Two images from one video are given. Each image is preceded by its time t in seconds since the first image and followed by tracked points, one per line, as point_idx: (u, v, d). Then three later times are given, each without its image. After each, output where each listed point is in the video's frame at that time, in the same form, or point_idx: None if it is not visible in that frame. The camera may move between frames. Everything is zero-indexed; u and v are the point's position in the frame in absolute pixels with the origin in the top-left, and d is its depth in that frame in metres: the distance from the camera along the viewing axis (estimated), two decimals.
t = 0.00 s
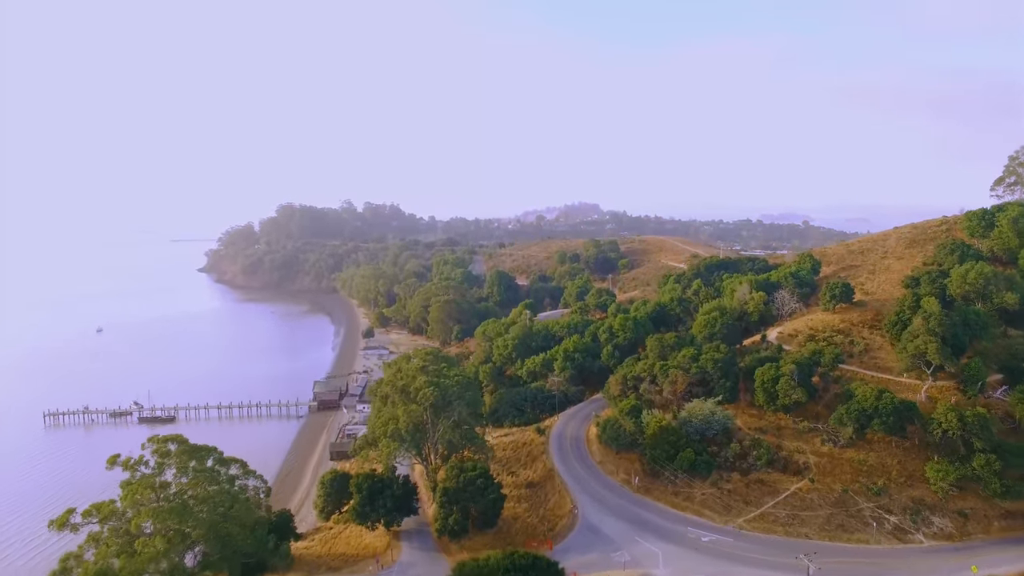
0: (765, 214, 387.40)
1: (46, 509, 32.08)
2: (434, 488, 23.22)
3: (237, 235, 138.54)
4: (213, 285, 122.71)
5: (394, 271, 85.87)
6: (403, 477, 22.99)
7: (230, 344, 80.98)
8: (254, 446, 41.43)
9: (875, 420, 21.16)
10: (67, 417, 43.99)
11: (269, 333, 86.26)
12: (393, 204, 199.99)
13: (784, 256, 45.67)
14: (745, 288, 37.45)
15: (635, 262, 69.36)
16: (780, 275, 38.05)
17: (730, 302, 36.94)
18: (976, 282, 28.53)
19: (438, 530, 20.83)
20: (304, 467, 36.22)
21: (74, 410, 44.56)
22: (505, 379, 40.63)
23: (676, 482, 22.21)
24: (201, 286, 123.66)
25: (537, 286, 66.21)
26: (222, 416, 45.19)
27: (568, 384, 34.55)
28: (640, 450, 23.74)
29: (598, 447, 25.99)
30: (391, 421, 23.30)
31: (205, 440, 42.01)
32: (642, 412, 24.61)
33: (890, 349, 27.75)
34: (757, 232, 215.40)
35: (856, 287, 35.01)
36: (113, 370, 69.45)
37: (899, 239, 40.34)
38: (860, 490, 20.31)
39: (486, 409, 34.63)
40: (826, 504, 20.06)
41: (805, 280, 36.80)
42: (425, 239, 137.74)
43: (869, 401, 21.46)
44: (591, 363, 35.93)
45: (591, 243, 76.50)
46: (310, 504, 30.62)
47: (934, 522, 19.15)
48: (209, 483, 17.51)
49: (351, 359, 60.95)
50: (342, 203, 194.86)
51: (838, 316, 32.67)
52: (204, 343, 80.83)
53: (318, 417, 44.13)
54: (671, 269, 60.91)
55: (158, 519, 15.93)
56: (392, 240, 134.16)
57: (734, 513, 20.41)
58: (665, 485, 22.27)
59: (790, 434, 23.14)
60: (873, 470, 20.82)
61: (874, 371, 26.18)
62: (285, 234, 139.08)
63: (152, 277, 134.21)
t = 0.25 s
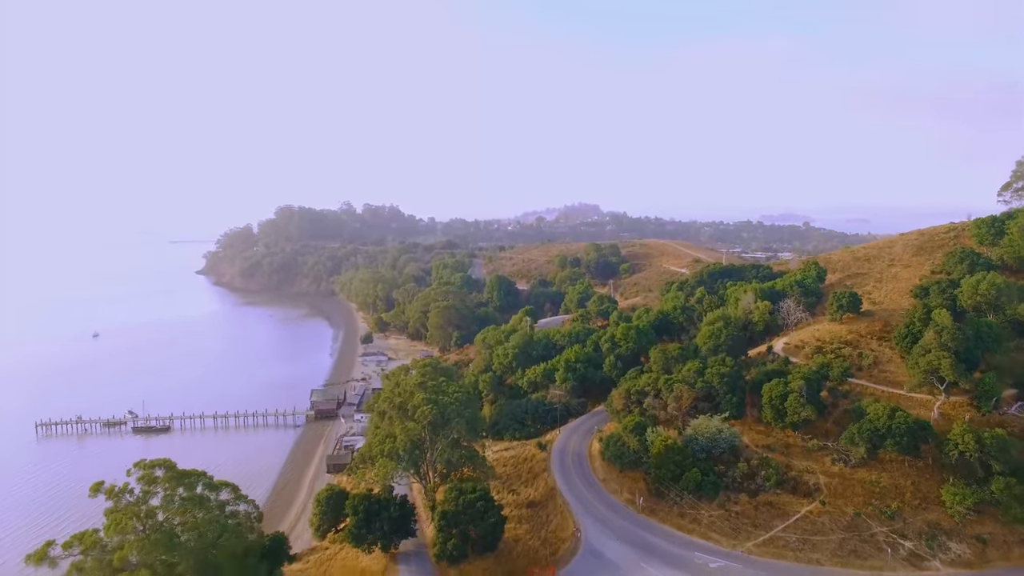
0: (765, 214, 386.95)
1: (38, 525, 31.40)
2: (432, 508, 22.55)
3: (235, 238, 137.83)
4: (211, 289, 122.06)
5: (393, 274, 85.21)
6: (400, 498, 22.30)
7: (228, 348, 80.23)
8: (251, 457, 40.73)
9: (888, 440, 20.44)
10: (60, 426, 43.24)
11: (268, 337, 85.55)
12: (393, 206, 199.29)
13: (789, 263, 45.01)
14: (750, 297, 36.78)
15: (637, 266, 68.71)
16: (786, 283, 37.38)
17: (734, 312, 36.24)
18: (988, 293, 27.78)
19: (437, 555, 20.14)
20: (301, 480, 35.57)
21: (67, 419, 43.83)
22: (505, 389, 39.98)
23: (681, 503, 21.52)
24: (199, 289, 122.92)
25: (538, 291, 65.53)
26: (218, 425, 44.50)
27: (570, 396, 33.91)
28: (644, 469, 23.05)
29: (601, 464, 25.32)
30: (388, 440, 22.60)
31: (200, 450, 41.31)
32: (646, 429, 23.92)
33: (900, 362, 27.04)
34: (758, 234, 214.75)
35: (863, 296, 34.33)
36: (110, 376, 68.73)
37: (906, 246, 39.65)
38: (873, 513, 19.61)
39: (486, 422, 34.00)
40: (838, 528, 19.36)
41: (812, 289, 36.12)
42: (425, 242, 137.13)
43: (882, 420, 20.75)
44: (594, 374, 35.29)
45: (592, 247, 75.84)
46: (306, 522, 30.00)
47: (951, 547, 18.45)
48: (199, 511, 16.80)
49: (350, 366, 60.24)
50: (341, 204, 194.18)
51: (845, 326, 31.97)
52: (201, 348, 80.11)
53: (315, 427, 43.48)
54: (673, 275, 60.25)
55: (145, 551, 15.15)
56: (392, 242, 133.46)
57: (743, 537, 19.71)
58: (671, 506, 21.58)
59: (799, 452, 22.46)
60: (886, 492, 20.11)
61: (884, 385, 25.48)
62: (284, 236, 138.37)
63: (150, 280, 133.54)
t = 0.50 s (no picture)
0: (766, 215, 386.16)
1: (27, 542, 30.68)
2: (430, 529, 21.87)
3: (234, 240, 137.16)
4: (210, 291, 121.35)
5: (392, 278, 84.51)
6: (397, 519, 21.64)
7: (226, 353, 79.52)
8: (246, 467, 40.05)
9: (902, 461, 19.74)
10: (53, 436, 42.52)
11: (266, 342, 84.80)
12: (392, 206, 198.52)
13: (794, 270, 44.34)
14: (755, 306, 36.07)
15: (638, 270, 68.03)
16: (791, 292, 36.68)
17: (739, 320, 35.67)
18: (1000, 303, 27.06)
19: None
20: (297, 493, 34.89)
21: (60, 429, 43.11)
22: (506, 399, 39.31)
23: (687, 525, 20.86)
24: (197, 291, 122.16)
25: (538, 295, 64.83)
26: (213, 435, 43.83)
27: (571, 407, 33.26)
28: (648, 488, 22.36)
29: (604, 481, 24.65)
30: (386, 460, 21.90)
31: (195, 460, 40.62)
32: (650, 447, 23.25)
33: (910, 375, 26.36)
34: (759, 235, 213.99)
35: (870, 305, 33.65)
36: (106, 381, 68.04)
37: (913, 253, 38.93)
38: (888, 537, 18.90)
39: (486, 434, 33.35)
40: (851, 553, 18.65)
41: (817, 297, 35.44)
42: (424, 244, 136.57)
43: (895, 439, 20.06)
44: (595, 385, 34.64)
45: (593, 250, 75.15)
46: (302, 538, 29.36)
47: (969, 574, 17.73)
48: (184, 542, 15.98)
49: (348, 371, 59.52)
50: (341, 205, 193.43)
51: (853, 336, 31.24)
52: (198, 353, 79.41)
53: (312, 436, 42.83)
54: (675, 280, 59.58)
55: None
56: (391, 244, 132.78)
57: (752, 561, 19.02)
58: (676, 528, 20.91)
59: (808, 471, 21.77)
60: (901, 514, 19.40)
61: (894, 400, 24.80)
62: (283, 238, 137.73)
63: (148, 281, 132.79)
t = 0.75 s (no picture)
0: (766, 215, 385.47)
1: (15, 558, 29.90)
2: (428, 552, 21.21)
3: (233, 242, 136.47)
4: (207, 294, 120.54)
5: (391, 282, 83.78)
6: (395, 542, 21.00)
7: (223, 357, 78.83)
8: (242, 478, 39.25)
9: (916, 484, 19.07)
10: (45, 446, 41.78)
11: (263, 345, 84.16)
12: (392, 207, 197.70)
13: (798, 277, 43.63)
14: (760, 315, 35.42)
15: (639, 275, 67.39)
16: (796, 300, 36.04)
17: (743, 330, 35.13)
18: (1013, 315, 26.35)
19: None
20: (293, 506, 34.24)
21: (53, 439, 42.37)
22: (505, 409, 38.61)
23: (694, 548, 20.19)
24: (195, 294, 121.46)
25: (538, 301, 64.08)
26: (209, 445, 43.12)
27: (573, 419, 32.65)
28: (654, 507, 21.72)
29: (607, 499, 23.95)
30: (383, 481, 21.20)
31: (190, 471, 39.89)
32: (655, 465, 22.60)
33: (921, 390, 25.65)
34: (759, 236, 213.28)
35: (878, 315, 32.96)
36: (101, 386, 67.27)
37: (920, 260, 38.24)
38: (902, 564, 18.21)
39: (486, 447, 32.65)
40: None
41: (823, 306, 34.79)
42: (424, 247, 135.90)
43: (909, 461, 19.45)
44: (597, 396, 34.03)
45: (593, 254, 74.49)
46: (298, 557, 28.75)
47: None
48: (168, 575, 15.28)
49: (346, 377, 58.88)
50: (340, 206, 192.58)
51: (860, 347, 30.53)
52: (195, 357, 78.65)
53: (309, 446, 42.15)
54: (677, 285, 58.85)
55: None
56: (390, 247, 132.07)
57: None
58: (682, 551, 20.24)
59: (818, 492, 21.09)
60: (915, 539, 18.72)
61: (905, 416, 24.10)
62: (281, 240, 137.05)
63: (145, 283, 131.88)
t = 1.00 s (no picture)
0: (767, 216, 384.88)
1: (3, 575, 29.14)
2: None
3: (231, 244, 135.68)
4: (205, 296, 119.75)
5: (390, 285, 83.06)
6: (392, 566, 20.32)
7: (220, 362, 78.11)
8: (237, 490, 38.46)
9: (933, 509, 18.40)
10: (37, 457, 41.04)
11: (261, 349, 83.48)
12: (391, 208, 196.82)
13: (802, 284, 42.97)
14: (765, 325, 34.77)
15: (640, 279, 66.71)
16: (802, 309, 35.40)
17: (748, 341, 34.59)
18: None
19: None
20: (289, 520, 33.58)
21: (45, 450, 41.64)
22: (506, 421, 37.73)
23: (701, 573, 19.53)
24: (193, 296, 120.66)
25: (539, 306, 63.36)
26: (204, 455, 42.37)
27: (574, 432, 32.08)
28: (659, 529, 21.06)
29: (610, 519, 23.27)
30: (379, 503, 20.47)
31: (184, 482, 39.14)
32: (661, 485, 21.93)
33: (932, 405, 24.96)
34: (760, 238, 212.66)
35: (886, 326, 32.27)
36: (98, 390, 66.47)
37: (928, 269, 37.52)
38: None
39: (486, 461, 31.96)
40: None
41: (830, 316, 34.14)
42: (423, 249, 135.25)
43: (925, 485, 18.78)
44: (599, 408, 33.46)
45: (594, 258, 73.82)
46: None
47: None
48: None
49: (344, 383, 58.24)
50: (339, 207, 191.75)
51: (869, 360, 29.80)
52: (192, 361, 77.93)
53: (306, 457, 41.47)
54: (679, 291, 58.16)
55: None
56: (389, 249, 131.34)
57: None
58: None
59: (829, 514, 20.42)
60: (932, 567, 18.04)
61: (918, 433, 23.40)
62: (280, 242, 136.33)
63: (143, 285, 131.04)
